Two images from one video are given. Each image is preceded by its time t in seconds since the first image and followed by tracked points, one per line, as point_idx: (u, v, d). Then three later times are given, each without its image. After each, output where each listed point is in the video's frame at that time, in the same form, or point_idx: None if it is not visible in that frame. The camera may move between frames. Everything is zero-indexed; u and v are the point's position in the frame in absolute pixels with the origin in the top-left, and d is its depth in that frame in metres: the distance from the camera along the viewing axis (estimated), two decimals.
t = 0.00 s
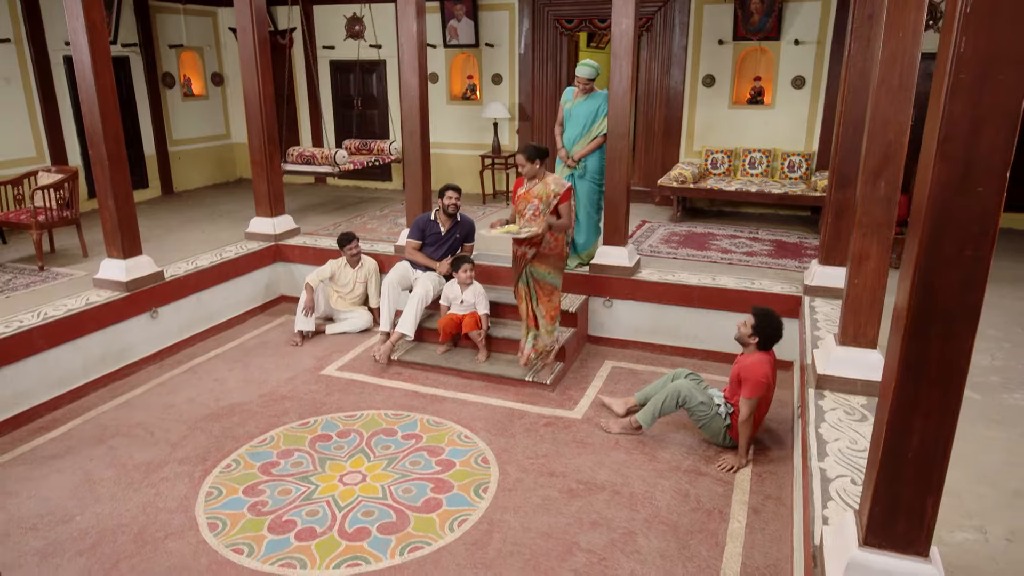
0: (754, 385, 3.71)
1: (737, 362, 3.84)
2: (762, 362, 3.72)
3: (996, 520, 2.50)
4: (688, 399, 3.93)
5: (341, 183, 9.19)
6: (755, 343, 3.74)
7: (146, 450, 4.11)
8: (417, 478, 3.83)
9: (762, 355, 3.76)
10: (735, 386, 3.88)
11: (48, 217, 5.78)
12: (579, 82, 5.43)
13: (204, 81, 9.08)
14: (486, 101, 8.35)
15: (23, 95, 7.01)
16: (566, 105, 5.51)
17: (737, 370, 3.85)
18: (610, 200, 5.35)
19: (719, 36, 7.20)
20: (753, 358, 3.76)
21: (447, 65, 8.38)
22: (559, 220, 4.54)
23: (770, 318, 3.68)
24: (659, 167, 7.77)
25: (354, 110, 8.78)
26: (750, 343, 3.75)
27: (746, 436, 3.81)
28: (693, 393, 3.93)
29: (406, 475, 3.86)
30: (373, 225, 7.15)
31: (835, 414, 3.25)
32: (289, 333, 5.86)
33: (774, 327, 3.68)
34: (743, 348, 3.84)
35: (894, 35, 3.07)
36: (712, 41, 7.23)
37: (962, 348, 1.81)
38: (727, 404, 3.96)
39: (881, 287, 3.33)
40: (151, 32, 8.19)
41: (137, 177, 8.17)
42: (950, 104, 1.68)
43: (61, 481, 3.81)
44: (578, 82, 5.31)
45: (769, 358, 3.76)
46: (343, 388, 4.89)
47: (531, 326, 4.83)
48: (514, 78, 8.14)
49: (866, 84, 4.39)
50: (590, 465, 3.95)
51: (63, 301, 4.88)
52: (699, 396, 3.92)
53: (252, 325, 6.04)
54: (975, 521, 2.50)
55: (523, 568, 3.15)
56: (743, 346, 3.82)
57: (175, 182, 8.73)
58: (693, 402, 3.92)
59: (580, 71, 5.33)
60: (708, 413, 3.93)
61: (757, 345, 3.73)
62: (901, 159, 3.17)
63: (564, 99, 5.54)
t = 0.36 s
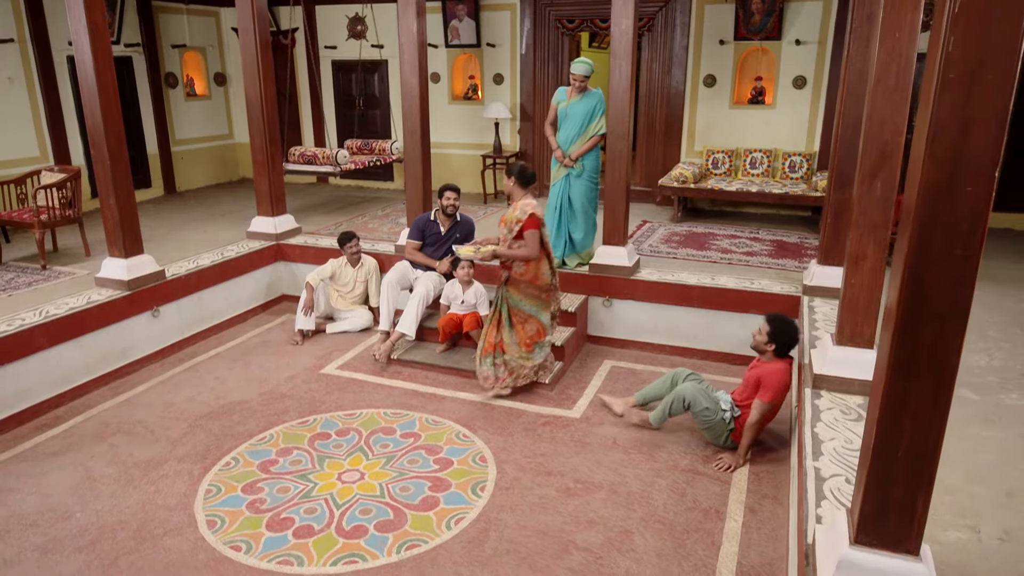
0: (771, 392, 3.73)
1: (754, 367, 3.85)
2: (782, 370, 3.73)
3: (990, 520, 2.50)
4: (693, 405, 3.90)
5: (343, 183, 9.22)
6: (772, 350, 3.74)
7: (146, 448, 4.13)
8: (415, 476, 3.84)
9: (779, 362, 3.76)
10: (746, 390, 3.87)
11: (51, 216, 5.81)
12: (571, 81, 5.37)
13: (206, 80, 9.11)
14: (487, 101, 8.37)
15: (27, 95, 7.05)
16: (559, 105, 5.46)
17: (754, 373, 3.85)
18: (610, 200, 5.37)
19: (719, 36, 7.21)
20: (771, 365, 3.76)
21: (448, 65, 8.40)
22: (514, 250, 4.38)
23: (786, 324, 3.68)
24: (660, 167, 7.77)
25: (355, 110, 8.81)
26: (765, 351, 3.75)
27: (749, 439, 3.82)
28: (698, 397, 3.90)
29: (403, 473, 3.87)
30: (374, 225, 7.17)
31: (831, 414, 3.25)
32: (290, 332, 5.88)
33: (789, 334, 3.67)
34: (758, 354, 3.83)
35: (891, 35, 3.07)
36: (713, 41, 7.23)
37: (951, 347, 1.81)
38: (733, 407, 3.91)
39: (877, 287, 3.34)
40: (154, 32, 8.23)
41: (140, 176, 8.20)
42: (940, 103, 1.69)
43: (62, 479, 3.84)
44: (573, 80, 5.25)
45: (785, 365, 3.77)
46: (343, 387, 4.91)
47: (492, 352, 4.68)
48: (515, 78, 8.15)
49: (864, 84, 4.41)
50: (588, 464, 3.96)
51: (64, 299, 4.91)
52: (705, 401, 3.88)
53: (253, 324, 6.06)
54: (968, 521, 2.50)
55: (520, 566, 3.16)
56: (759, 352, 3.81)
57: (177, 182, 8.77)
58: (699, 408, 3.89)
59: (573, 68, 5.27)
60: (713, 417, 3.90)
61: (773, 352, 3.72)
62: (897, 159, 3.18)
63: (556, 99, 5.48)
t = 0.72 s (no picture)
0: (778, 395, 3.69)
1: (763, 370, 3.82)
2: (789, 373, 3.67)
3: (985, 519, 2.51)
4: (686, 400, 3.98)
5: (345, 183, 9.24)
6: (775, 352, 3.70)
7: (146, 446, 4.15)
8: (413, 475, 3.86)
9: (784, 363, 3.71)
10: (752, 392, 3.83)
11: (53, 215, 5.84)
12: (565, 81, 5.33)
13: (209, 80, 9.14)
14: (489, 100, 8.37)
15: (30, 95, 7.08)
16: (557, 106, 5.39)
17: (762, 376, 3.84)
18: (610, 200, 5.37)
19: (721, 36, 7.20)
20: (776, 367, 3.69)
21: (450, 65, 8.41)
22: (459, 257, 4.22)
23: (783, 324, 3.66)
24: (661, 167, 7.77)
25: (357, 109, 8.82)
26: (769, 354, 3.70)
27: (751, 440, 3.79)
28: (691, 394, 3.97)
29: (402, 472, 3.88)
30: (375, 224, 7.19)
31: (829, 414, 3.25)
32: (290, 331, 5.90)
33: (785, 332, 3.65)
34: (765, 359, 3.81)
35: (888, 35, 3.07)
36: (715, 41, 7.22)
37: (945, 346, 1.82)
38: (731, 406, 3.88)
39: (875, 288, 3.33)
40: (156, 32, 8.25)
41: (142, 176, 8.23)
42: (932, 104, 1.69)
43: (62, 476, 3.86)
44: (565, 79, 5.25)
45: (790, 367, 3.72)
46: (343, 386, 4.92)
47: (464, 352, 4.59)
48: (516, 77, 8.16)
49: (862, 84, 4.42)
50: (586, 464, 3.96)
51: (65, 298, 4.93)
52: (698, 396, 3.93)
53: (254, 324, 6.08)
54: (964, 520, 2.50)
55: (518, 564, 3.17)
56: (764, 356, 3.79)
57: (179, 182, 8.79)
58: (691, 403, 3.95)
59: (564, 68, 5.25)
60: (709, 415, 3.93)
61: (776, 354, 3.68)
62: (895, 159, 3.20)
63: (553, 100, 5.42)
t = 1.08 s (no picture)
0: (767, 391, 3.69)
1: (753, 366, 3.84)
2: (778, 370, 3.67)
3: (982, 519, 2.51)
4: (682, 409, 3.98)
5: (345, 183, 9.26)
6: (765, 347, 3.75)
7: (146, 446, 4.16)
8: (412, 475, 3.86)
9: (775, 359, 3.75)
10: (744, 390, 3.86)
11: (53, 215, 5.85)
12: (562, 80, 5.32)
13: (210, 81, 9.15)
14: (489, 101, 8.38)
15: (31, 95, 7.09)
16: (557, 105, 5.39)
17: (751, 373, 3.86)
18: (609, 201, 5.37)
19: (721, 36, 7.20)
20: (766, 363, 3.74)
21: (451, 65, 8.42)
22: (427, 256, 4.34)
23: (774, 317, 3.74)
24: (662, 167, 7.77)
25: (358, 109, 8.83)
26: (761, 349, 3.77)
27: (747, 437, 3.79)
28: (686, 402, 3.97)
29: (401, 471, 3.89)
30: (375, 224, 7.20)
31: (826, 413, 3.26)
32: (290, 331, 5.91)
33: (776, 328, 3.70)
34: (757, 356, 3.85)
35: (886, 35, 3.07)
36: (715, 41, 7.22)
37: (939, 346, 1.82)
38: (727, 408, 3.87)
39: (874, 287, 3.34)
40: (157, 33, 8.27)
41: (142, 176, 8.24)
42: (926, 103, 1.69)
43: (62, 476, 3.87)
44: (563, 78, 5.24)
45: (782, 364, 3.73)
46: (342, 386, 4.93)
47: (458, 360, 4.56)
48: (517, 77, 8.16)
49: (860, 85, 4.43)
50: (585, 464, 3.97)
51: (66, 298, 4.94)
52: (694, 404, 3.93)
53: (254, 324, 6.09)
54: (960, 520, 2.51)
55: (516, 563, 3.18)
56: (756, 353, 3.83)
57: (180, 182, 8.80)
58: (688, 412, 3.95)
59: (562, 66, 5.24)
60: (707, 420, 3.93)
61: (767, 349, 3.74)
62: (894, 159, 3.20)
63: (552, 100, 5.42)
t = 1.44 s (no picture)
0: (757, 388, 3.70)
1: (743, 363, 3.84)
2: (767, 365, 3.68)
3: (982, 519, 2.51)
4: (679, 415, 3.98)
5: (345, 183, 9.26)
6: (754, 343, 3.73)
7: (146, 446, 4.16)
8: (412, 474, 3.86)
9: (764, 354, 3.73)
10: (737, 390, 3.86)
11: (53, 215, 5.85)
12: (561, 79, 5.32)
13: (210, 81, 9.15)
14: (489, 101, 8.38)
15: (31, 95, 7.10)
16: (556, 105, 5.39)
17: (742, 371, 3.85)
18: (609, 201, 5.37)
19: (721, 36, 7.20)
20: (755, 359, 3.74)
21: (451, 65, 8.42)
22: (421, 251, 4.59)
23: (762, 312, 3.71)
24: (662, 167, 7.77)
25: (358, 110, 8.83)
26: (750, 345, 3.76)
27: (742, 437, 3.79)
28: (682, 408, 3.96)
29: (401, 471, 3.89)
30: (375, 224, 7.20)
31: (825, 413, 3.26)
32: (290, 331, 5.92)
33: (765, 324, 3.68)
34: (747, 353, 3.84)
35: (885, 35, 3.07)
36: (714, 41, 7.22)
37: (938, 347, 1.82)
38: (723, 408, 3.89)
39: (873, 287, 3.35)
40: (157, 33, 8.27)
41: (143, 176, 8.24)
42: (924, 103, 1.69)
43: (62, 475, 3.87)
44: (562, 78, 5.24)
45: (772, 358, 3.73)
46: (342, 386, 4.93)
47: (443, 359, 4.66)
48: (517, 77, 8.16)
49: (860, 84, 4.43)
50: (584, 464, 3.97)
51: (65, 298, 4.95)
52: (690, 409, 3.93)
53: (254, 324, 6.09)
54: (960, 520, 2.51)
55: (515, 563, 3.18)
56: (745, 350, 3.82)
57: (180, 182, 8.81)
58: (685, 417, 3.95)
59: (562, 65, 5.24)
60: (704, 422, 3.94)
61: (756, 344, 3.72)
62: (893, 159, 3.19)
63: (551, 99, 5.42)
